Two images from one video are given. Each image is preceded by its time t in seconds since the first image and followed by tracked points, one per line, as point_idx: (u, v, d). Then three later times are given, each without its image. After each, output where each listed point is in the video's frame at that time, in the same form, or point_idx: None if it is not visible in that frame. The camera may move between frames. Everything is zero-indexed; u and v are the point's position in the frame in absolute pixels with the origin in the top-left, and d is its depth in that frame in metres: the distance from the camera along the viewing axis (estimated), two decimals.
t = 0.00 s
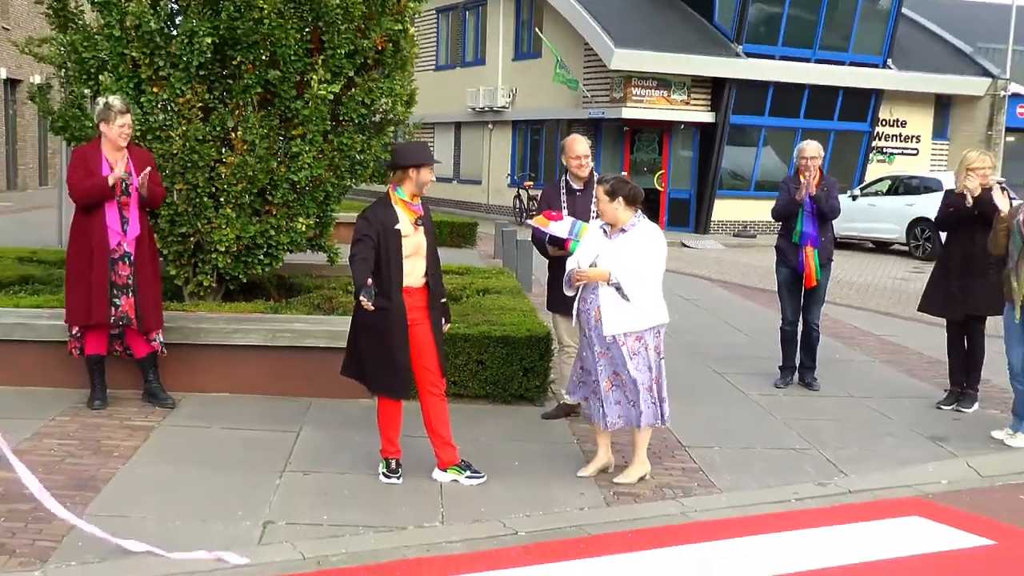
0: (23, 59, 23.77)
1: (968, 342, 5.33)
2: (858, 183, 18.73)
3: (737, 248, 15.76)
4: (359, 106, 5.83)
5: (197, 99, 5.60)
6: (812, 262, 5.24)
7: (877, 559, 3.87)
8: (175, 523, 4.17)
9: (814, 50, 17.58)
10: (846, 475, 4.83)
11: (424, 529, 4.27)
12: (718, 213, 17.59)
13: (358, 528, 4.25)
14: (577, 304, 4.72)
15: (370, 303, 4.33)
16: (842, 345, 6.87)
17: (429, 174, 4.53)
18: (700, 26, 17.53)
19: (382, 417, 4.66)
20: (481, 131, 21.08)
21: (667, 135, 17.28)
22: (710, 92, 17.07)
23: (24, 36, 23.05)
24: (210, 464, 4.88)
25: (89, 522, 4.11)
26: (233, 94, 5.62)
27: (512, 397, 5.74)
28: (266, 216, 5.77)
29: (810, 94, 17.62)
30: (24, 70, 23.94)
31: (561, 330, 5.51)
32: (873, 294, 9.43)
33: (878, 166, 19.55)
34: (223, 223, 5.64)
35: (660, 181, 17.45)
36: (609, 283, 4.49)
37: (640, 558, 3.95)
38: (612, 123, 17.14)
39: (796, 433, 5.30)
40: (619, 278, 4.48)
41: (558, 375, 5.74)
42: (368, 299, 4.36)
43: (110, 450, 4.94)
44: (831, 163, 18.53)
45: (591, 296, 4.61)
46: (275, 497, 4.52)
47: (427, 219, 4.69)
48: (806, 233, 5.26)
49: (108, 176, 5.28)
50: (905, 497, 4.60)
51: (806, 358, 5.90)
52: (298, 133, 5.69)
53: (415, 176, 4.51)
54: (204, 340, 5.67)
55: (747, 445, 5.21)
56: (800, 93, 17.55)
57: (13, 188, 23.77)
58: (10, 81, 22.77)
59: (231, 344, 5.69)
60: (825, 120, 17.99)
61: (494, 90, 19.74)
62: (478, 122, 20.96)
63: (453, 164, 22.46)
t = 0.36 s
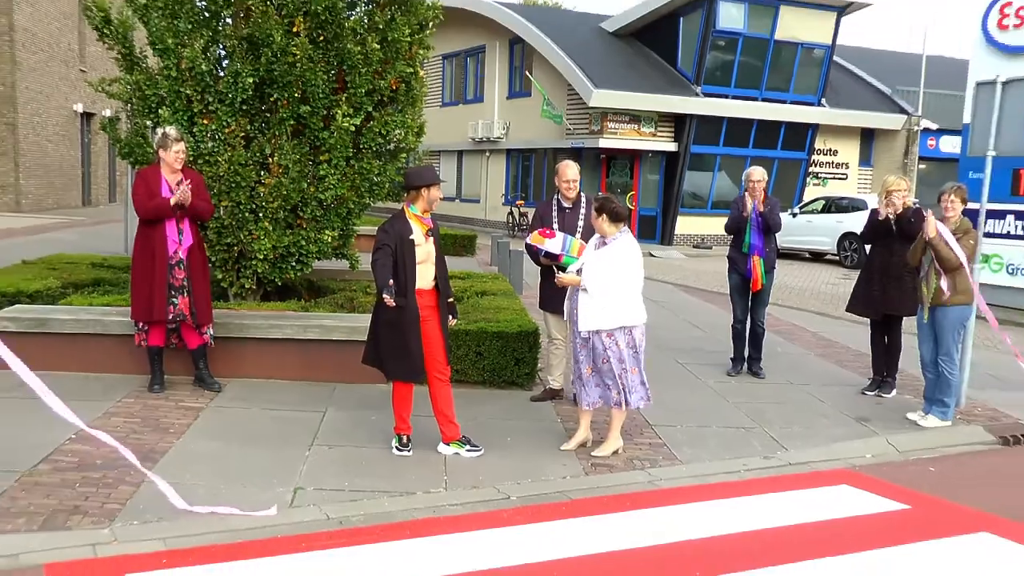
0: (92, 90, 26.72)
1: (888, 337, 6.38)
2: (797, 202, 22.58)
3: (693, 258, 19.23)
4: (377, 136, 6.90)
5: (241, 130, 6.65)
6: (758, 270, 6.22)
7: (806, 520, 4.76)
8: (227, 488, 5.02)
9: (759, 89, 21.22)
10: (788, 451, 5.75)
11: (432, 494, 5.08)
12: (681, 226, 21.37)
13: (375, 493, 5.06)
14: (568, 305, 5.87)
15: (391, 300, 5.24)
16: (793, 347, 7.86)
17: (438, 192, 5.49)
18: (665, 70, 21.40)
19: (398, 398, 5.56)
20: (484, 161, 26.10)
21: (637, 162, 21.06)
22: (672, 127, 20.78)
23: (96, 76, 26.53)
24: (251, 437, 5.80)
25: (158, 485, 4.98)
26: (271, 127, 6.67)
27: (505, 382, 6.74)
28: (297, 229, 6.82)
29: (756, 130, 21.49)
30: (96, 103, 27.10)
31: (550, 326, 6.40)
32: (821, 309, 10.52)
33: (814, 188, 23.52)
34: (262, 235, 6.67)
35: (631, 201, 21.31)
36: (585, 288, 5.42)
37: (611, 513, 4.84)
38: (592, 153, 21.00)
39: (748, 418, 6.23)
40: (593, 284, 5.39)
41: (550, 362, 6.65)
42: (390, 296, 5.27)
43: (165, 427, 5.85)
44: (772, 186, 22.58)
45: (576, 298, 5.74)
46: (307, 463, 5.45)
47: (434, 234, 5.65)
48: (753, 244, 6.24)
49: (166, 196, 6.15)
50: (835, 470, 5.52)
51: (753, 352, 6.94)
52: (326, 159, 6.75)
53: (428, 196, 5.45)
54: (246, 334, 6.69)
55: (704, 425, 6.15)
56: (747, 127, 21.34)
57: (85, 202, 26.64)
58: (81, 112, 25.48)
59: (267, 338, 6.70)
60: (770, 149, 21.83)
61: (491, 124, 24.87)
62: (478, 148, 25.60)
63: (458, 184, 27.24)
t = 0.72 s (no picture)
0: (157, 122, 28.71)
1: (846, 336, 7.52)
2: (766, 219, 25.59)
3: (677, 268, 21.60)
4: (401, 161, 7.93)
5: (283, 156, 7.63)
6: (733, 277, 7.41)
7: (774, 473, 5.49)
8: (274, 445, 5.54)
9: (733, 123, 24.37)
10: (761, 429, 6.50)
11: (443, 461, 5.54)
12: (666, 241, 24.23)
13: (399, 472, 5.17)
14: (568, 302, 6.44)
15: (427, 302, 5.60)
16: (775, 365, 8.65)
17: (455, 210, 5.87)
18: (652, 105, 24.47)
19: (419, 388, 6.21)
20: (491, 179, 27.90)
21: (628, 184, 23.66)
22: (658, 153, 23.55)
23: (162, 109, 28.59)
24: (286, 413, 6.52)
25: (209, 451, 5.34)
26: (309, 153, 7.65)
27: (513, 375, 7.69)
28: (331, 241, 7.83)
29: (731, 157, 24.44)
30: (160, 133, 28.98)
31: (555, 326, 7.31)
32: (800, 324, 11.44)
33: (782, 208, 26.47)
34: (301, 247, 7.67)
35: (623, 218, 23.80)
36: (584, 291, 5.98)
37: (603, 462, 5.61)
38: (588, 177, 23.53)
39: (726, 408, 7.00)
40: (590, 288, 5.95)
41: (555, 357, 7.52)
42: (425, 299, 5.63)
43: (214, 401, 6.62)
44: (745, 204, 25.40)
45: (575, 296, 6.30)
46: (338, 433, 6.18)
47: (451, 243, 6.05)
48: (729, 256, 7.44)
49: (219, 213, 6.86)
50: (804, 445, 6.24)
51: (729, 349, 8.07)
52: (356, 181, 7.76)
53: (447, 212, 5.84)
54: (286, 332, 7.54)
55: (688, 412, 6.88)
56: (724, 155, 24.31)
57: (149, 219, 28.42)
58: (147, 141, 27.19)
59: (305, 336, 7.56)
60: (743, 173, 24.80)
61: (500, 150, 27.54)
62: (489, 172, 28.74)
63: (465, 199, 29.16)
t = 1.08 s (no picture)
0: (171, 123, 29.00)
1: (838, 332, 7.75)
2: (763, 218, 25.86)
3: (678, 265, 21.71)
4: (407, 161, 8.16)
5: (292, 157, 7.84)
6: (731, 274, 7.69)
7: (768, 466, 5.67)
8: (285, 437, 5.73)
9: (732, 123, 24.58)
10: (757, 422, 6.70)
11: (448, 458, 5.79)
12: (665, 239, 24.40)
13: (404, 464, 5.38)
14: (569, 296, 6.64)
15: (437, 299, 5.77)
16: (769, 359, 8.85)
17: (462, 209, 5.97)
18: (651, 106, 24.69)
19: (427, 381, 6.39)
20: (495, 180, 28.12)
21: (628, 183, 23.86)
22: (657, 153, 23.76)
23: (175, 111, 28.93)
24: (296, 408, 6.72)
25: (221, 444, 5.52)
26: (318, 154, 7.87)
27: (516, 370, 7.89)
28: (339, 239, 8.05)
29: (729, 156, 24.64)
30: (173, 134, 29.27)
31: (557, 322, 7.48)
32: (798, 321, 11.65)
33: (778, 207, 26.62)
34: (309, 245, 7.89)
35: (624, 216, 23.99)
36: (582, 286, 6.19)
37: (603, 454, 5.81)
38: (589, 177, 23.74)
39: (722, 403, 7.19)
40: (588, 283, 6.16)
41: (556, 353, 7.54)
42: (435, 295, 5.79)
43: (225, 393, 6.81)
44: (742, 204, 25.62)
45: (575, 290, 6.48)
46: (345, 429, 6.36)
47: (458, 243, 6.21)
48: (726, 253, 7.70)
49: (230, 213, 7.02)
50: (799, 437, 6.43)
51: (726, 345, 8.31)
52: (364, 180, 7.97)
53: (454, 211, 5.98)
54: (296, 327, 7.75)
55: (686, 407, 7.04)
56: (721, 155, 24.51)
57: (162, 218, 28.72)
58: (160, 143, 27.44)
59: (314, 331, 7.77)
60: (740, 172, 25.01)
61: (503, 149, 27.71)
62: (493, 172, 28.89)
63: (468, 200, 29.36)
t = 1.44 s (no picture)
0: (171, 122, 29.00)
1: (838, 332, 7.77)
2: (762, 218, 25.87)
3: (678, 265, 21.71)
4: (407, 161, 8.15)
5: (292, 156, 7.84)
6: (731, 274, 7.69)
7: (767, 466, 5.67)
8: (285, 437, 5.73)
9: (731, 123, 24.57)
10: (756, 422, 6.70)
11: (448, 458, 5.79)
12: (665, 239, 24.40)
13: (404, 463, 5.37)
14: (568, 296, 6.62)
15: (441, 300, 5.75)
16: (769, 359, 8.86)
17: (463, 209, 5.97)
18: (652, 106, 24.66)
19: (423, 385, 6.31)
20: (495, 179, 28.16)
21: (628, 183, 23.88)
22: (657, 153, 23.76)
23: (175, 111, 28.94)
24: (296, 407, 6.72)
25: (220, 442, 5.52)
26: (318, 153, 7.87)
27: (516, 369, 7.90)
28: (339, 239, 8.06)
29: (728, 156, 24.64)
30: (173, 134, 29.27)
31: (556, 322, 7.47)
32: (797, 321, 11.65)
33: (778, 207, 26.63)
34: (309, 245, 7.89)
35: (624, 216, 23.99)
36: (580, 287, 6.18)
37: (603, 454, 5.81)
38: (589, 177, 23.87)
39: (722, 403, 7.19)
40: (586, 282, 6.15)
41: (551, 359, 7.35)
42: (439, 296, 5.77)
43: (225, 392, 6.81)
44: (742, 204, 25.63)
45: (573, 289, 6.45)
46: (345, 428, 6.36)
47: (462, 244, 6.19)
48: (726, 254, 7.71)
49: (232, 213, 7.02)
50: (798, 437, 6.44)
51: (726, 345, 8.32)
52: (364, 180, 7.97)
53: (456, 211, 5.95)
54: (296, 326, 7.74)
55: (686, 407, 7.05)
56: (721, 155, 24.52)
57: (162, 217, 28.72)
58: (161, 142, 27.45)
59: (314, 330, 7.76)
60: (740, 172, 25.02)
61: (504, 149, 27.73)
62: (493, 172, 28.93)
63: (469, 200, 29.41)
